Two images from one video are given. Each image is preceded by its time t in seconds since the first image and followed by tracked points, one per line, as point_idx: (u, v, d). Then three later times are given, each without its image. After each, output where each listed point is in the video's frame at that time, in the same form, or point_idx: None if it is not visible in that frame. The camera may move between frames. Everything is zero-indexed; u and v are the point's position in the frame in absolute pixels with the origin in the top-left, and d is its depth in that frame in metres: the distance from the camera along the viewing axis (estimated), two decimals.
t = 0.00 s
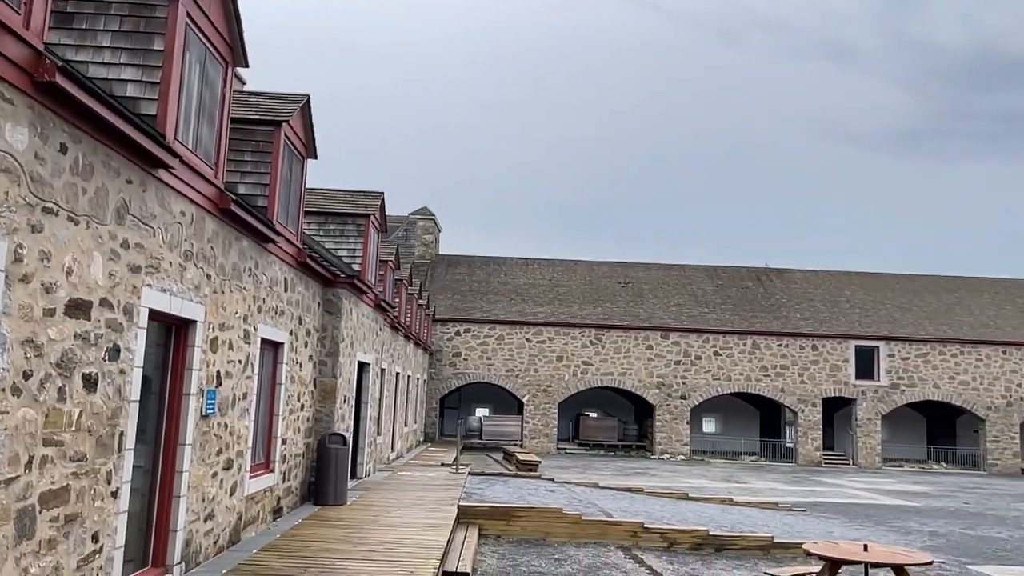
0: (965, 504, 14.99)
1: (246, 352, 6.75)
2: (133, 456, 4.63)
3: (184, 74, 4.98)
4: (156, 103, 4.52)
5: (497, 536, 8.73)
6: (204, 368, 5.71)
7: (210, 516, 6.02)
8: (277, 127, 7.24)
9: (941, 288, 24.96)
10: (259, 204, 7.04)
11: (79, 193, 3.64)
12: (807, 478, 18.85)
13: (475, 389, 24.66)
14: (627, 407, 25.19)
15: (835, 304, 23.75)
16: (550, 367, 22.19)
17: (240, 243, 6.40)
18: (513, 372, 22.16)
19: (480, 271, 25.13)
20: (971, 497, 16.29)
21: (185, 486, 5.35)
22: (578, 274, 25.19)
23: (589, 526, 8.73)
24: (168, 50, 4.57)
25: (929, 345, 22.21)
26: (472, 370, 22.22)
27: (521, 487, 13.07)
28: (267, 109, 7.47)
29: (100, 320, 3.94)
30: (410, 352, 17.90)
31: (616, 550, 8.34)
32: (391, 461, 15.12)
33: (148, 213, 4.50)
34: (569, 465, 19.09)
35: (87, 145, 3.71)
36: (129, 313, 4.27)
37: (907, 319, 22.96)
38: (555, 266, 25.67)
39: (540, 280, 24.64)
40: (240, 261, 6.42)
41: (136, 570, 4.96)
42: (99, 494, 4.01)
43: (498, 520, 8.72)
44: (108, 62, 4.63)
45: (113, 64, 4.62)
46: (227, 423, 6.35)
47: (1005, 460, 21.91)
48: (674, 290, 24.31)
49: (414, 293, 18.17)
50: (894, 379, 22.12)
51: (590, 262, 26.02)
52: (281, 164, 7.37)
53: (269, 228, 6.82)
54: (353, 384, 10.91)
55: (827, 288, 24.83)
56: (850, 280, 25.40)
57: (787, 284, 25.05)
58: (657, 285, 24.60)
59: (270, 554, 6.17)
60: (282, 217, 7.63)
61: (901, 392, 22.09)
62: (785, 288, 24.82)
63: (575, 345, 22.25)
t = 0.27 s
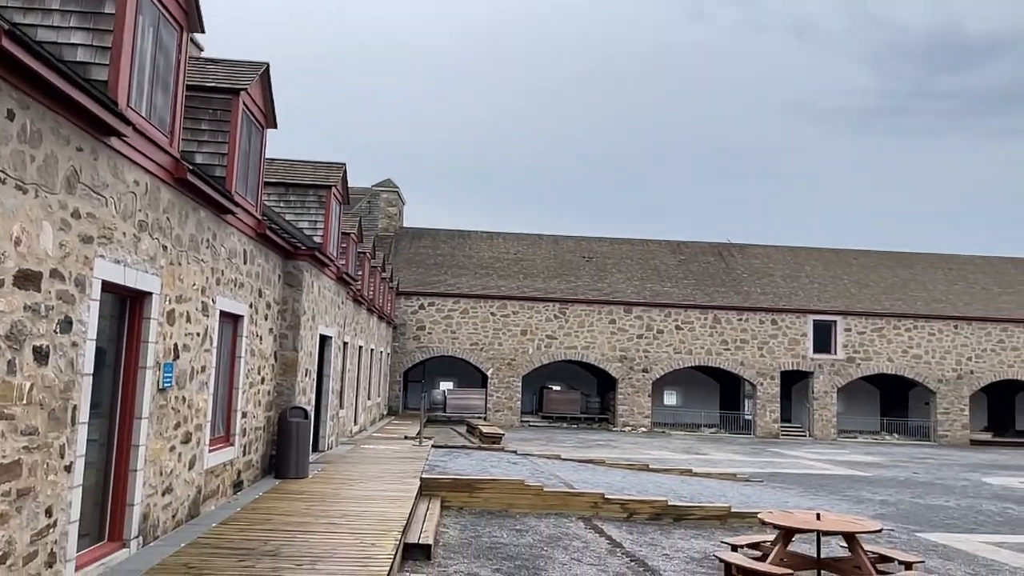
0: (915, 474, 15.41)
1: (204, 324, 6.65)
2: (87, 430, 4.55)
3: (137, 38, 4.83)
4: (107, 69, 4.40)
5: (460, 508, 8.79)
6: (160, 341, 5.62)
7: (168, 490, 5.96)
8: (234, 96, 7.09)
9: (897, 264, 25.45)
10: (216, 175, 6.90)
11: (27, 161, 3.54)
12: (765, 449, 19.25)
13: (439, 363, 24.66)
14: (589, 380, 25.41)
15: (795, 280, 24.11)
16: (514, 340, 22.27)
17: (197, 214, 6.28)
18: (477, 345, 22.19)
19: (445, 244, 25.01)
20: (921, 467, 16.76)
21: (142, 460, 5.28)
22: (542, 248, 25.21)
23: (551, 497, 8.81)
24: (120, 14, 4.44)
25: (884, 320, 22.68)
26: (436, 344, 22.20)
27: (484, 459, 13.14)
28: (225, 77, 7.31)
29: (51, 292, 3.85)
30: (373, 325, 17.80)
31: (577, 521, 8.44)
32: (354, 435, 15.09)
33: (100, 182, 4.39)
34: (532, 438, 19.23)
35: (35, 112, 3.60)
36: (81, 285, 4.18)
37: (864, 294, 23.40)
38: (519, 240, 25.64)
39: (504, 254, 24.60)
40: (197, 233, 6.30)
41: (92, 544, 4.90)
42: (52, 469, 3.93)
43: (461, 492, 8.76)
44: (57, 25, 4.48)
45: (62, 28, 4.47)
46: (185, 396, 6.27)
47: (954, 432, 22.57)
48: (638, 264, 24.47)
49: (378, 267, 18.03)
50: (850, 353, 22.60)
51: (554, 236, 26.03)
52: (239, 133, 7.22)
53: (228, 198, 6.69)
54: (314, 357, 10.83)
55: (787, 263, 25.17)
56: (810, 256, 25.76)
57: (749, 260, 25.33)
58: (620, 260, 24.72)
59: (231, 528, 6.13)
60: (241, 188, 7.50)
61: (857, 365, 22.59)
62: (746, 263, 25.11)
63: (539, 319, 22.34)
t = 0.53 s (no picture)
0: (877, 444, 15.75)
1: (169, 296, 6.56)
2: (49, 401, 4.48)
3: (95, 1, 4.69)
4: (65, 34, 4.28)
5: (430, 480, 8.82)
6: (123, 313, 5.54)
7: (134, 463, 5.91)
8: (198, 62, 6.94)
9: (864, 237, 25.77)
10: (180, 143, 6.77)
11: None
12: (731, 420, 19.58)
13: (410, 335, 24.61)
14: (560, 353, 25.55)
15: (764, 254, 24.34)
16: (485, 313, 22.29)
17: (161, 183, 6.16)
18: (449, 318, 22.18)
19: (415, 216, 24.82)
20: (882, 437, 17.13)
21: (105, 434, 5.22)
22: (513, 221, 25.15)
23: (520, 468, 8.88)
24: None
25: (850, 294, 23.01)
26: (407, 316, 22.14)
27: (454, 431, 13.19)
28: (188, 43, 7.14)
29: (8, 263, 3.76)
30: (343, 298, 17.67)
31: (546, 491, 8.52)
32: (324, 407, 15.04)
33: (58, 150, 4.28)
34: (503, 409, 19.34)
35: None
36: (40, 254, 4.09)
37: (831, 268, 23.70)
38: (490, 212, 25.54)
39: (476, 226, 24.50)
40: (161, 203, 6.19)
41: (55, 518, 4.84)
42: (13, 442, 3.88)
43: (430, 463, 8.80)
44: None
45: None
46: (150, 368, 6.20)
47: (915, 402, 23.09)
48: (609, 238, 24.53)
49: (348, 239, 17.87)
50: (817, 326, 22.95)
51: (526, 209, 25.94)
52: (204, 101, 7.07)
53: (193, 167, 6.57)
54: (282, 329, 10.75)
55: (756, 237, 25.37)
56: (779, 230, 25.98)
57: (719, 234, 25.48)
58: (592, 233, 24.74)
59: (198, 501, 6.10)
60: (206, 157, 7.36)
61: (822, 338, 22.97)
62: (716, 237, 25.26)
63: (511, 292, 22.36)
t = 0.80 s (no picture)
0: (841, 417, 16.06)
1: (133, 270, 6.46)
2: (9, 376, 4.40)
3: None
4: None
5: (400, 454, 8.83)
6: (86, 287, 5.45)
7: (98, 438, 5.84)
8: (161, 30, 6.78)
9: (831, 214, 26.05)
10: (143, 113, 6.63)
11: None
12: (700, 394, 19.85)
13: (381, 310, 24.52)
14: (531, 327, 25.62)
15: (733, 230, 24.52)
16: (457, 288, 22.27)
17: (123, 154, 6.04)
18: (420, 293, 22.12)
19: (386, 191, 24.60)
20: (846, 410, 17.47)
21: (68, 409, 5.14)
22: (485, 195, 25.04)
23: (490, 442, 8.92)
24: None
25: (818, 270, 23.29)
26: (378, 291, 22.04)
27: (424, 405, 13.20)
28: (150, 10, 6.96)
29: None
30: (313, 272, 17.52)
31: (516, 465, 8.58)
32: (293, 381, 14.97)
33: (15, 119, 4.17)
34: (474, 384, 19.39)
35: None
36: None
37: (799, 244, 23.96)
38: (461, 186, 25.40)
39: (447, 201, 24.37)
40: (123, 174, 6.06)
41: (18, 494, 4.78)
42: None
43: (400, 438, 8.81)
44: None
45: None
46: (114, 343, 6.11)
47: (879, 376, 23.55)
48: (581, 213, 24.55)
49: (317, 213, 17.67)
50: (784, 301, 23.24)
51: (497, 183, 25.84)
52: (166, 70, 6.93)
53: (156, 139, 6.44)
54: (251, 304, 10.64)
55: (726, 213, 25.53)
56: (748, 206, 26.16)
57: (689, 210, 25.59)
58: (563, 208, 24.73)
59: (165, 476, 6.05)
60: (170, 128, 7.22)
61: (790, 313, 23.28)
62: (687, 213, 25.38)
63: (482, 267, 22.33)
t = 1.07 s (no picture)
0: (803, 393, 16.35)
1: (92, 247, 6.33)
2: None
3: None
4: None
5: (368, 432, 8.81)
6: (43, 264, 5.32)
7: (57, 418, 5.73)
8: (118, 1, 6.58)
9: (798, 193, 26.31)
10: (101, 87, 6.46)
11: None
12: (667, 371, 20.08)
13: (349, 288, 24.37)
14: (500, 305, 25.64)
15: (701, 209, 24.67)
16: (426, 266, 22.18)
17: (80, 128, 5.89)
18: (388, 272, 22.00)
19: (353, 167, 24.33)
20: (809, 386, 17.78)
21: (26, 388, 5.04)
22: (454, 172, 24.88)
23: (459, 420, 8.94)
24: None
25: (784, 248, 23.56)
26: (345, 269, 21.86)
27: (392, 383, 13.18)
28: None
29: None
30: (279, 250, 17.32)
31: (484, 442, 8.61)
32: (259, 359, 14.84)
33: None
34: (442, 362, 19.40)
35: None
36: None
37: (766, 223, 24.19)
38: (430, 163, 25.21)
39: (415, 178, 24.18)
40: (80, 148, 5.91)
41: None
42: None
43: (368, 416, 8.78)
44: None
45: None
46: (73, 321, 5.99)
47: (841, 352, 23.99)
48: (550, 191, 24.52)
49: (283, 189, 17.43)
50: (750, 279, 23.50)
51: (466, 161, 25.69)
52: (125, 43, 6.73)
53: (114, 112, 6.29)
54: (215, 282, 10.49)
55: (694, 192, 25.67)
56: (716, 185, 26.31)
57: (658, 188, 25.67)
58: (533, 187, 24.67)
59: (127, 456, 5.97)
60: (129, 102, 7.04)
61: (755, 291, 23.57)
62: (656, 191, 25.46)
63: (451, 246, 22.25)
